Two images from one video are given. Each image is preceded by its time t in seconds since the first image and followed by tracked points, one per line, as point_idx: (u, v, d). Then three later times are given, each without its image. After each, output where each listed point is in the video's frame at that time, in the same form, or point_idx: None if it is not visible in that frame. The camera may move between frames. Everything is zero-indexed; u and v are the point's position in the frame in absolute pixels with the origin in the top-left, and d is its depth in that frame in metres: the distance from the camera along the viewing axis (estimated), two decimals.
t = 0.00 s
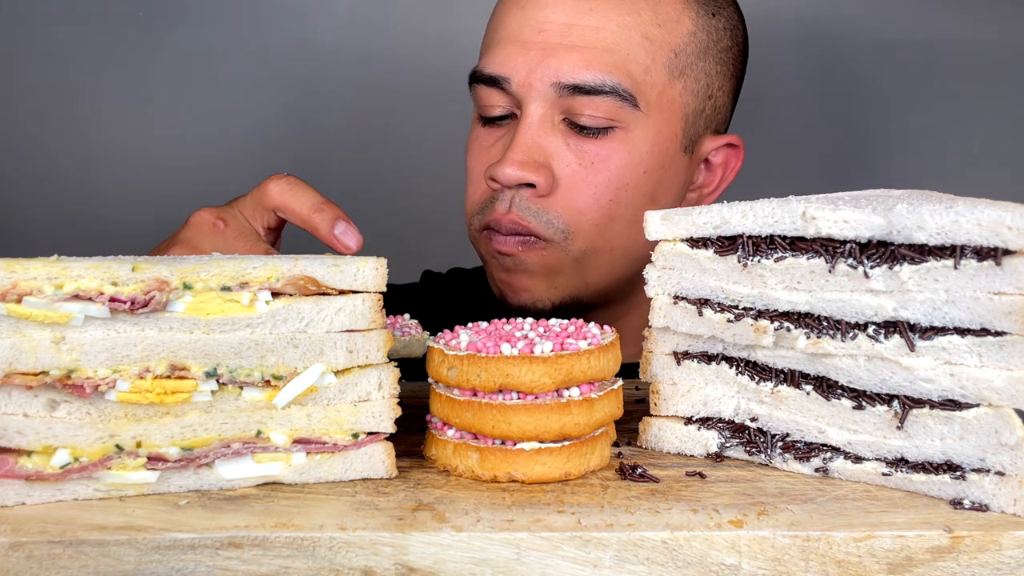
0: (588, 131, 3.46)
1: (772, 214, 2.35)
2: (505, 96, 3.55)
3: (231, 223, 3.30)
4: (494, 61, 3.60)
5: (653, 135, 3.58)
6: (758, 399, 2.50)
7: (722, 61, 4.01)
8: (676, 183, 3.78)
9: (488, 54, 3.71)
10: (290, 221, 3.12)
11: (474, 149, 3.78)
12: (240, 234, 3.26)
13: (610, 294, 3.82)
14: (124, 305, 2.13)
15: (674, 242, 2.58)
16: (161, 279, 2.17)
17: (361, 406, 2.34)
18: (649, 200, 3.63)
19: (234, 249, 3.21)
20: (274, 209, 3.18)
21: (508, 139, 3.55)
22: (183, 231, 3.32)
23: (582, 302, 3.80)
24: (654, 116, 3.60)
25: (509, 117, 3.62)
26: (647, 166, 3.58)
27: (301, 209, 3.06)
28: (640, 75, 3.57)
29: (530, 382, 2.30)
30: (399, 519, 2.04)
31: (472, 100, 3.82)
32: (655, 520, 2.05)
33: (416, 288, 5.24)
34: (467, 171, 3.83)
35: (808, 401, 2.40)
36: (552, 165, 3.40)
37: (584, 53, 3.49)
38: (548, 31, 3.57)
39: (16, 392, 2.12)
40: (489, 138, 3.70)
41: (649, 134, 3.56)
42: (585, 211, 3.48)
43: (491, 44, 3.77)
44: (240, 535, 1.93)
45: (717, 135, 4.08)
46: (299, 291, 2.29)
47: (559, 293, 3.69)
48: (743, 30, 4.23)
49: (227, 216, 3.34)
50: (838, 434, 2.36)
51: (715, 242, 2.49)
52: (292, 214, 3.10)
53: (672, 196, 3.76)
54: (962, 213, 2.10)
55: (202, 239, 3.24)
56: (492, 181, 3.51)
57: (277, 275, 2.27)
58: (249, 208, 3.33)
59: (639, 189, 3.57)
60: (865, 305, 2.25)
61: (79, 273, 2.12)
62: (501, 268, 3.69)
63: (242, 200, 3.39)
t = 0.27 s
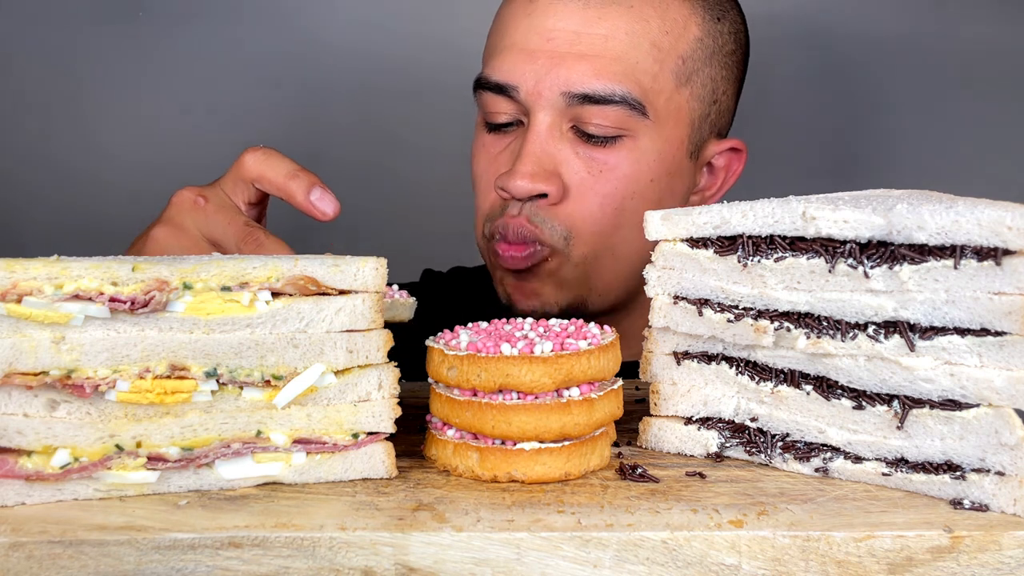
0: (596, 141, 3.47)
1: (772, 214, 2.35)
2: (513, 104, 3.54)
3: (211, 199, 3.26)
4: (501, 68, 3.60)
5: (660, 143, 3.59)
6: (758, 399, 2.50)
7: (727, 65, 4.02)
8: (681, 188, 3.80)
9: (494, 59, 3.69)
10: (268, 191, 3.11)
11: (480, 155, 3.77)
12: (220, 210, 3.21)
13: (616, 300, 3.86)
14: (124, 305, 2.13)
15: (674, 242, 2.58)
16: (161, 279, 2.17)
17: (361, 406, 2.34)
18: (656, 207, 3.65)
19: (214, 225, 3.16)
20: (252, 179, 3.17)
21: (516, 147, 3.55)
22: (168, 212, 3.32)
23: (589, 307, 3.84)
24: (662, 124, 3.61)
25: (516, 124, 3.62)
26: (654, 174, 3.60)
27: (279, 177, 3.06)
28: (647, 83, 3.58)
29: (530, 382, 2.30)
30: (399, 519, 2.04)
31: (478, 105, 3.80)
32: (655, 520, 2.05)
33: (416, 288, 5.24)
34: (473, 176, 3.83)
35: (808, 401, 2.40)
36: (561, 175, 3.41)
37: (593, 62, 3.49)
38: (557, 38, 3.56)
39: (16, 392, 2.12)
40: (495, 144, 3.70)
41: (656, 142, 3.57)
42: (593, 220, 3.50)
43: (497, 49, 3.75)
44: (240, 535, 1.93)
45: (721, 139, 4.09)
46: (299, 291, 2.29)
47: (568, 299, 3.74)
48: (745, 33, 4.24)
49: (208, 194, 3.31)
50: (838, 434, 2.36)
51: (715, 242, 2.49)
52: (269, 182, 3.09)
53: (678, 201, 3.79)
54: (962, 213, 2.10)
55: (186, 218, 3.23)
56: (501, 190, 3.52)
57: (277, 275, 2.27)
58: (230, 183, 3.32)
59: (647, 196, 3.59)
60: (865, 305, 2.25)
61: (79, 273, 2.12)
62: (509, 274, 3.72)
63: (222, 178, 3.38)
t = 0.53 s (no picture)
0: (603, 147, 3.47)
1: (772, 214, 2.35)
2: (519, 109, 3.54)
3: (201, 200, 3.26)
4: (507, 74, 3.59)
5: (666, 149, 3.59)
6: (758, 399, 2.50)
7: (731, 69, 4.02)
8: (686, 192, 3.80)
9: (499, 63, 3.69)
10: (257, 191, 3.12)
11: (483, 159, 3.76)
12: (210, 209, 3.21)
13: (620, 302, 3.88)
14: (124, 305, 2.12)
15: (674, 242, 2.58)
16: (161, 279, 2.17)
17: (361, 406, 2.34)
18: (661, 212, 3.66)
19: (202, 224, 3.17)
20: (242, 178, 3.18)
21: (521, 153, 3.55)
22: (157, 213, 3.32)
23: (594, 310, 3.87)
24: (668, 130, 3.61)
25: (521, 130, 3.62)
26: (660, 180, 3.60)
27: (267, 176, 3.07)
28: (654, 88, 3.58)
29: (530, 382, 2.30)
30: (398, 519, 2.04)
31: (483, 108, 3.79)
32: (655, 520, 2.05)
33: (416, 288, 5.24)
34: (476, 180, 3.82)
35: (808, 401, 2.40)
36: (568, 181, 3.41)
37: (601, 68, 3.48)
38: (564, 44, 3.55)
39: (16, 393, 2.12)
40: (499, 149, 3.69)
41: (662, 149, 3.58)
42: (600, 227, 3.51)
43: (502, 53, 3.73)
44: (240, 535, 1.93)
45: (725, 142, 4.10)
46: (299, 291, 2.29)
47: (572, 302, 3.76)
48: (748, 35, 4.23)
49: (198, 194, 3.30)
50: (838, 434, 2.35)
51: (715, 242, 2.49)
52: (258, 182, 3.10)
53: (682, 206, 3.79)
54: (962, 213, 2.10)
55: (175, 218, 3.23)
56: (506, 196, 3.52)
57: (277, 276, 2.27)
58: (220, 183, 3.32)
59: (652, 202, 3.59)
60: (865, 305, 2.25)
61: (79, 273, 2.12)
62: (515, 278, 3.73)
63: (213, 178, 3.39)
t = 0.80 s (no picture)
0: (606, 147, 3.47)
1: (772, 214, 2.35)
2: (521, 110, 3.54)
3: (220, 208, 3.27)
4: (510, 74, 3.59)
5: (669, 149, 3.60)
6: (758, 399, 2.50)
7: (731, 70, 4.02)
8: (687, 192, 3.81)
9: (502, 63, 3.68)
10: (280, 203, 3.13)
11: (486, 160, 3.76)
12: (230, 220, 3.23)
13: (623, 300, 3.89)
14: (124, 305, 2.12)
15: (674, 242, 2.58)
16: (161, 279, 2.17)
17: (361, 406, 2.34)
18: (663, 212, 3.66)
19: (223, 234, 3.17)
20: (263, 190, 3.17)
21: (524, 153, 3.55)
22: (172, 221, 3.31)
23: (597, 309, 3.89)
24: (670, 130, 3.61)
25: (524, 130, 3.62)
26: (662, 180, 3.60)
27: (291, 190, 3.07)
28: (656, 89, 3.59)
29: (530, 382, 2.30)
30: (399, 519, 2.04)
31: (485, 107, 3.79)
32: (655, 520, 2.05)
33: (416, 288, 5.23)
34: (479, 180, 3.82)
35: (808, 401, 2.40)
36: (571, 181, 3.42)
37: (604, 69, 3.49)
38: (566, 44, 3.55)
39: (16, 392, 2.12)
40: (501, 149, 3.68)
41: (665, 149, 3.58)
42: (603, 226, 3.52)
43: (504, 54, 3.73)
44: (240, 535, 1.93)
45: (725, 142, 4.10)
46: (299, 291, 2.29)
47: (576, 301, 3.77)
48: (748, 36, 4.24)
49: (217, 202, 3.31)
50: (838, 434, 2.36)
51: (715, 242, 2.49)
52: (282, 194, 3.10)
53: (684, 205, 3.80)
54: (962, 213, 2.10)
55: (193, 227, 3.22)
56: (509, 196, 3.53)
57: (277, 275, 2.27)
58: (238, 193, 3.33)
59: (654, 202, 3.60)
60: (865, 305, 2.25)
61: (79, 273, 2.11)
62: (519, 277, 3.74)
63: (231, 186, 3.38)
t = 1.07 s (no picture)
0: (598, 139, 3.47)
1: (772, 214, 2.35)
2: (515, 101, 3.54)
3: (237, 208, 3.28)
4: (505, 66, 3.59)
5: (661, 142, 3.60)
6: (758, 399, 2.50)
7: (726, 68, 4.02)
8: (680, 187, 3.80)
9: (499, 57, 3.68)
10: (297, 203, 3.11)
11: (480, 151, 3.75)
12: (248, 219, 3.24)
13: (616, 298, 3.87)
14: (124, 305, 2.12)
15: (674, 242, 2.58)
16: (161, 279, 2.17)
17: (361, 406, 2.34)
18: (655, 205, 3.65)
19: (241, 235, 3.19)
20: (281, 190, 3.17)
21: (518, 144, 3.54)
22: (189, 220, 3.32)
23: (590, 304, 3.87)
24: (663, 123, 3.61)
25: (517, 121, 3.61)
26: (655, 173, 3.60)
27: (308, 190, 3.05)
28: (650, 82, 3.59)
29: (530, 382, 2.30)
30: (399, 519, 2.04)
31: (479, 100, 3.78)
32: (655, 520, 2.05)
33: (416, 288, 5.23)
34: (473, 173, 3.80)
35: (808, 401, 2.40)
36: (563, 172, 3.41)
37: (598, 61, 3.49)
38: (561, 37, 3.55)
39: (16, 393, 2.12)
40: (496, 141, 3.68)
41: (657, 141, 3.58)
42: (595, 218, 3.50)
43: (501, 47, 3.73)
44: (240, 535, 1.93)
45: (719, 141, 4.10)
46: (299, 291, 2.29)
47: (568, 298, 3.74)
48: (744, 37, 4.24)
49: (234, 202, 3.31)
50: (838, 434, 2.35)
51: (715, 242, 2.49)
52: (299, 195, 3.09)
53: (676, 199, 3.79)
54: (962, 213, 2.10)
55: (212, 227, 3.24)
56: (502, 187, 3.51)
57: (277, 275, 2.27)
58: (254, 192, 3.33)
59: (646, 194, 3.59)
60: (865, 305, 2.25)
61: (79, 273, 2.11)
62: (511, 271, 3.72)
63: (247, 186, 3.38)
